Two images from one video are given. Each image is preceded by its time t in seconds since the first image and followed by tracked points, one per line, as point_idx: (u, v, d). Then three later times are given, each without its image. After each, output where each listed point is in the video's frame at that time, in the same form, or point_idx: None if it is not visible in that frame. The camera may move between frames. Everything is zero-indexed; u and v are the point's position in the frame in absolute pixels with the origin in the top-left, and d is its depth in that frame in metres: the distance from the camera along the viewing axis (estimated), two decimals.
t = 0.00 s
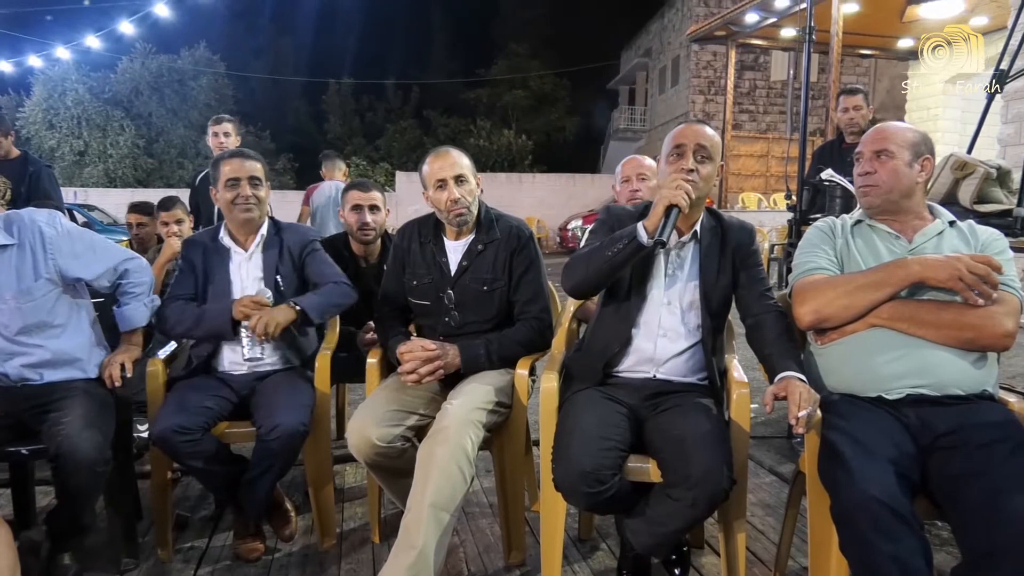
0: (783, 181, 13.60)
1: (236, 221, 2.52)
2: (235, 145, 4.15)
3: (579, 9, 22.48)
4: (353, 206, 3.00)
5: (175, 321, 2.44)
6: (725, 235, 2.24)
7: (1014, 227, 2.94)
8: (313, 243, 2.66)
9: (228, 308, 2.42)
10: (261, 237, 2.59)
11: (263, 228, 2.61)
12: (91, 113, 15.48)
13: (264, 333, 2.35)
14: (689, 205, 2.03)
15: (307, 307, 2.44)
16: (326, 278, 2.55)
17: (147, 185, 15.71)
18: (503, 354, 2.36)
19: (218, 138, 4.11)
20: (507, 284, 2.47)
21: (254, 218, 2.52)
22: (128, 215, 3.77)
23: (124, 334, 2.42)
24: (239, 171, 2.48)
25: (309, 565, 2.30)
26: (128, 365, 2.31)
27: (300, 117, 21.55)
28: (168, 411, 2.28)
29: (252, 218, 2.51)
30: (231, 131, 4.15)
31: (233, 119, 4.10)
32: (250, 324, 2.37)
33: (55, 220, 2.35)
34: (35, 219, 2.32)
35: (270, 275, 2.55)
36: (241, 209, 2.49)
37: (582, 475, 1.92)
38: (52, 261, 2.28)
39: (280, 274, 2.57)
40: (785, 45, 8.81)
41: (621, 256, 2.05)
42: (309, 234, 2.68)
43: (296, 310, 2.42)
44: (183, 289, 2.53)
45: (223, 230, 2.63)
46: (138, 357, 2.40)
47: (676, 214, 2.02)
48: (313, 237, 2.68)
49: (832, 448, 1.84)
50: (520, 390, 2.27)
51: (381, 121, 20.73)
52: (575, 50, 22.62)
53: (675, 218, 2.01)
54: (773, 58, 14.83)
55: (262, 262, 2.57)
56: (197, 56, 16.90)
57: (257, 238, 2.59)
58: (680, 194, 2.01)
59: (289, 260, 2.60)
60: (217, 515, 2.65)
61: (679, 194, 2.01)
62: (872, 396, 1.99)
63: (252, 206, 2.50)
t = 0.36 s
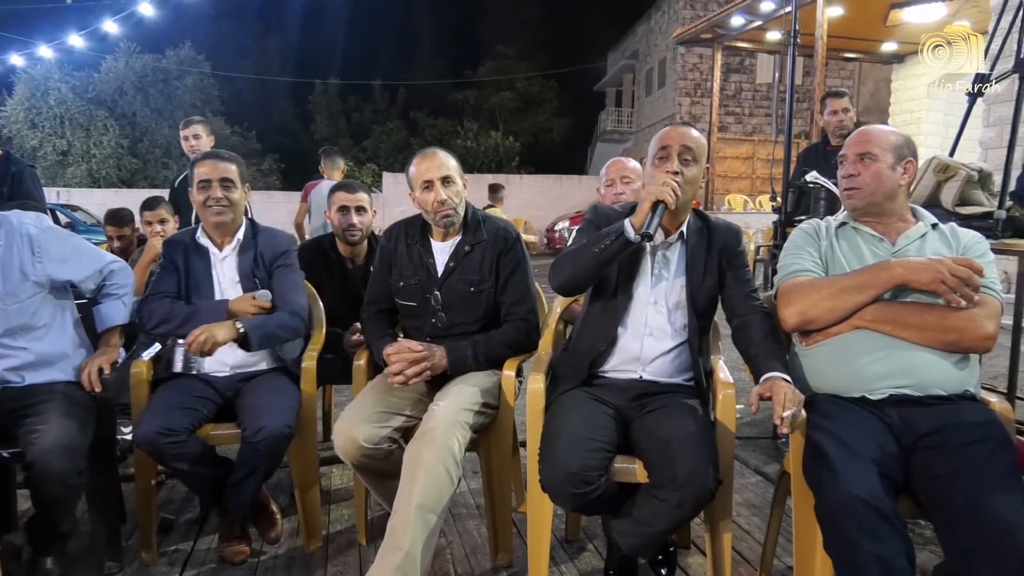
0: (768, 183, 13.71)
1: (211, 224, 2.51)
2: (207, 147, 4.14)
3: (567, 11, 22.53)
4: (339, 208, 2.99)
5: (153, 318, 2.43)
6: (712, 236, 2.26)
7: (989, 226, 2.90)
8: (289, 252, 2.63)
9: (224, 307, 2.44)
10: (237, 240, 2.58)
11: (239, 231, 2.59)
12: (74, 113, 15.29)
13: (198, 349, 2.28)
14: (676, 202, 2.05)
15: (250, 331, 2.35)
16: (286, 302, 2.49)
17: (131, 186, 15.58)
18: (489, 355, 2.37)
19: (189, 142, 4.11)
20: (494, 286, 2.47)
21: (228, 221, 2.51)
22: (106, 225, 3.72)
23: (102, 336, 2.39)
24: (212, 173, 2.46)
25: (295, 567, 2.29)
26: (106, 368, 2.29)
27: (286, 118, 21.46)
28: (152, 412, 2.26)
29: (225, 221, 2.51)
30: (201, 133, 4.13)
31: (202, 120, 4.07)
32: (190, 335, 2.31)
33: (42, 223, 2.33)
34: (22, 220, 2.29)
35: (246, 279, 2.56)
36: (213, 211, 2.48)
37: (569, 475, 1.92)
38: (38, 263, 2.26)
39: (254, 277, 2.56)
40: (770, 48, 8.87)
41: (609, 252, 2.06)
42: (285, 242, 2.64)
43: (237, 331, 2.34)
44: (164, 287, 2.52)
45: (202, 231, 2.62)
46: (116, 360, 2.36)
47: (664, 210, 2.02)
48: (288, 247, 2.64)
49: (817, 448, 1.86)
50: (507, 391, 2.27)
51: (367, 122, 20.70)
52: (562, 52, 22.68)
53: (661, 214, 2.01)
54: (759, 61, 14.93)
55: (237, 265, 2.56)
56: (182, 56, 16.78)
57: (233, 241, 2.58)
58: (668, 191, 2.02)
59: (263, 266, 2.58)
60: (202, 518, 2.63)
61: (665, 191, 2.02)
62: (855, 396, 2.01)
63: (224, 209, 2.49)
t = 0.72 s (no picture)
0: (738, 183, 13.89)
1: (175, 224, 2.47)
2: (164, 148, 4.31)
3: (540, 11, 22.58)
4: (309, 207, 2.96)
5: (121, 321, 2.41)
6: (681, 235, 2.28)
7: (951, 226, 2.98)
8: (257, 251, 2.60)
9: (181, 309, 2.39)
10: (204, 240, 2.54)
11: (206, 231, 2.56)
12: (37, 109, 14.64)
13: (166, 345, 2.23)
14: (639, 198, 2.08)
15: (216, 330, 2.31)
16: (248, 307, 2.46)
17: (97, 184, 15.24)
18: (461, 355, 2.36)
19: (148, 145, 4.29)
20: (465, 285, 2.46)
21: (193, 222, 2.47)
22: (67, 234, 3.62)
23: (65, 339, 2.33)
24: (177, 173, 2.40)
25: (265, 570, 2.26)
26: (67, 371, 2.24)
27: (257, 115, 21.18)
28: (117, 415, 2.22)
29: (190, 222, 2.46)
30: (159, 136, 4.30)
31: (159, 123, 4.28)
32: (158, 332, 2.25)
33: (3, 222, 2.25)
34: None
35: (211, 279, 2.52)
36: (177, 212, 2.43)
37: (540, 475, 1.92)
38: None
39: (220, 276, 2.52)
40: (741, 50, 8.96)
41: (576, 249, 2.08)
42: (253, 241, 2.61)
43: (204, 329, 2.31)
44: (126, 293, 2.49)
45: (166, 232, 2.57)
46: (77, 363, 2.31)
47: (627, 205, 2.06)
48: (256, 246, 2.61)
49: (784, 444, 1.89)
50: (478, 390, 2.27)
51: (340, 120, 20.52)
52: (535, 51, 22.72)
53: (624, 209, 2.05)
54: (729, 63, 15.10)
55: (204, 265, 2.52)
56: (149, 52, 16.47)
57: (199, 241, 2.54)
58: (630, 188, 2.06)
59: (229, 266, 2.55)
60: (169, 521, 2.59)
61: (628, 187, 2.06)
62: (822, 394, 2.04)
63: (189, 210, 2.45)
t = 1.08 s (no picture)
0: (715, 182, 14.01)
1: (150, 232, 2.42)
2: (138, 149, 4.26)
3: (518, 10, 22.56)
4: (285, 206, 2.93)
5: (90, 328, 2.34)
6: (656, 233, 2.29)
7: (922, 224, 3.02)
8: (234, 252, 2.57)
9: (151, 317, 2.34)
10: (180, 242, 2.50)
11: (181, 233, 2.51)
12: (6, 108, 14.41)
13: (149, 342, 2.18)
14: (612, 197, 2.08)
15: (202, 327, 2.31)
16: (227, 307, 2.44)
17: (69, 184, 14.96)
18: (438, 355, 2.35)
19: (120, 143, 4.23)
20: (442, 285, 2.46)
21: (167, 231, 2.42)
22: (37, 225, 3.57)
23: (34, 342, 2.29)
24: (149, 183, 2.34)
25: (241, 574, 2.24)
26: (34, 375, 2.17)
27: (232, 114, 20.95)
28: (87, 418, 2.18)
29: (165, 231, 2.42)
30: (132, 135, 4.25)
31: (133, 123, 4.23)
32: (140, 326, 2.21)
33: None
34: None
35: (187, 280, 2.47)
36: (151, 222, 2.39)
37: (516, 474, 1.92)
38: None
39: (197, 278, 2.48)
40: (716, 49, 9.02)
41: (550, 249, 2.08)
42: (229, 241, 2.58)
43: (187, 327, 2.29)
44: (98, 299, 2.44)
45: (139, 235, 2.52)
46: (45, 365, 2.26)
47: (599, 203, 2.06)
48: (234, 247, 2.58)
49: (759, 440, 1.91)
50: (455, 390, 2.26)
51: (317, 119, 20.37)
52: (512, 50, 22.70)
53: (597, 207, 2.05)
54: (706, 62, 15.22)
55: (180, 267, 2.48)
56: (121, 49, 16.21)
57: (175, 244, 2.50)
58: (603, 187, 2.05)
59: (206, 267, 2.51)
60: (143, 525, 2.55)
61: (600, 186, 2.05)
62: (795, 390, 2.06)
63: (163, 221, 2.40)
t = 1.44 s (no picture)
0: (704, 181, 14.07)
1: (134, 238, 2.40)
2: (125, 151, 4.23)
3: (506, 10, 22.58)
4: (272, 207, 2.92)
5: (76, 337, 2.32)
6: (642, 232, 2.30)
7: (907, 222, 3.04)
8: (221, 254, 2.56)
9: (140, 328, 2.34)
10: (165, 246, 2.48)
11: (167, 236, 2.50)
12: None
13: (140, 354, 2.18)
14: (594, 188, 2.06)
15: (192, 334, 2.30)
16: (215, 311, 2.43)
17: (54, 186, 14.80)
18: (426, 355, 2.35)
19: (107, 144, 4.19)
20: (430, 285, 2.45)
21: (151, 236, 2.40)
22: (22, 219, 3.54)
23: (18, 346, 2.27)
24: (131, 191, 2.31)
25: None
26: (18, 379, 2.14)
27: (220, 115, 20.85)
28: (72, 422, 2.16)
29: (150, 237, 2.40)
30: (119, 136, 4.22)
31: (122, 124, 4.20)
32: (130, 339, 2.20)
33: None
34: None
35: (174, 283, 2.45)
36: (135, 230, 2.36)
37: (504, 474, 1.92)
38: None
39: (184, 280, 2.46)
40: (704, 49, 9.05)
41: (534, 244, 2.08)
42: (216, 242, 2.57)
43: (178, 334, 2.27)
44: (84, 302, 2.42)
45: (124, 239, 2.50)
46: (30, 370, 2.24)
47: (580, 196, 2.04)
48: (220, 249, 2.57)
49: (746, 438, 1.92)
50: (443, 390, 2.26)
51: (305, 119, 20.29)
52: (501, 50, 22.71)
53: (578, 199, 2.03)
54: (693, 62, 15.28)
55: (166, 270, 2.46)
56: (106, 50, 16.08)
57: (160, 248, 2.48)
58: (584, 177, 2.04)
59: (193, 269, 2.49)
60: (130, 529, 2.53)
61: (581, 177, 2.04)
62: (782, 387, 2.07)
63: (148, 228, 2.37)
